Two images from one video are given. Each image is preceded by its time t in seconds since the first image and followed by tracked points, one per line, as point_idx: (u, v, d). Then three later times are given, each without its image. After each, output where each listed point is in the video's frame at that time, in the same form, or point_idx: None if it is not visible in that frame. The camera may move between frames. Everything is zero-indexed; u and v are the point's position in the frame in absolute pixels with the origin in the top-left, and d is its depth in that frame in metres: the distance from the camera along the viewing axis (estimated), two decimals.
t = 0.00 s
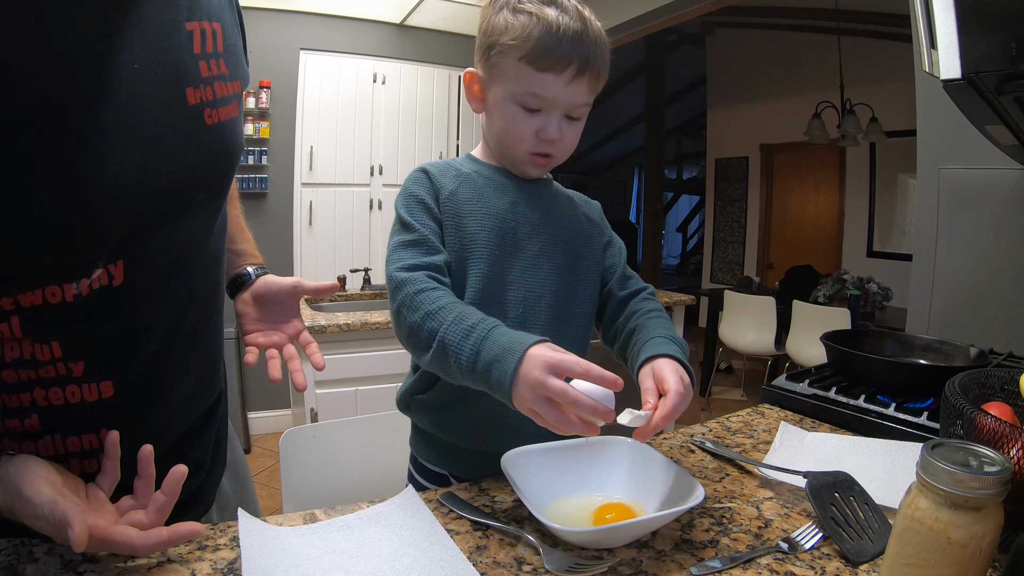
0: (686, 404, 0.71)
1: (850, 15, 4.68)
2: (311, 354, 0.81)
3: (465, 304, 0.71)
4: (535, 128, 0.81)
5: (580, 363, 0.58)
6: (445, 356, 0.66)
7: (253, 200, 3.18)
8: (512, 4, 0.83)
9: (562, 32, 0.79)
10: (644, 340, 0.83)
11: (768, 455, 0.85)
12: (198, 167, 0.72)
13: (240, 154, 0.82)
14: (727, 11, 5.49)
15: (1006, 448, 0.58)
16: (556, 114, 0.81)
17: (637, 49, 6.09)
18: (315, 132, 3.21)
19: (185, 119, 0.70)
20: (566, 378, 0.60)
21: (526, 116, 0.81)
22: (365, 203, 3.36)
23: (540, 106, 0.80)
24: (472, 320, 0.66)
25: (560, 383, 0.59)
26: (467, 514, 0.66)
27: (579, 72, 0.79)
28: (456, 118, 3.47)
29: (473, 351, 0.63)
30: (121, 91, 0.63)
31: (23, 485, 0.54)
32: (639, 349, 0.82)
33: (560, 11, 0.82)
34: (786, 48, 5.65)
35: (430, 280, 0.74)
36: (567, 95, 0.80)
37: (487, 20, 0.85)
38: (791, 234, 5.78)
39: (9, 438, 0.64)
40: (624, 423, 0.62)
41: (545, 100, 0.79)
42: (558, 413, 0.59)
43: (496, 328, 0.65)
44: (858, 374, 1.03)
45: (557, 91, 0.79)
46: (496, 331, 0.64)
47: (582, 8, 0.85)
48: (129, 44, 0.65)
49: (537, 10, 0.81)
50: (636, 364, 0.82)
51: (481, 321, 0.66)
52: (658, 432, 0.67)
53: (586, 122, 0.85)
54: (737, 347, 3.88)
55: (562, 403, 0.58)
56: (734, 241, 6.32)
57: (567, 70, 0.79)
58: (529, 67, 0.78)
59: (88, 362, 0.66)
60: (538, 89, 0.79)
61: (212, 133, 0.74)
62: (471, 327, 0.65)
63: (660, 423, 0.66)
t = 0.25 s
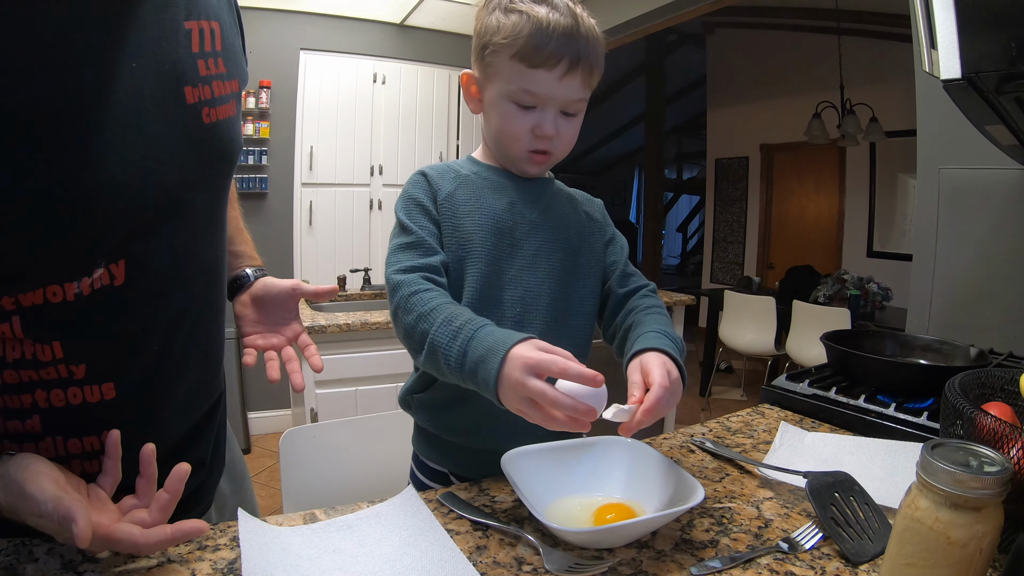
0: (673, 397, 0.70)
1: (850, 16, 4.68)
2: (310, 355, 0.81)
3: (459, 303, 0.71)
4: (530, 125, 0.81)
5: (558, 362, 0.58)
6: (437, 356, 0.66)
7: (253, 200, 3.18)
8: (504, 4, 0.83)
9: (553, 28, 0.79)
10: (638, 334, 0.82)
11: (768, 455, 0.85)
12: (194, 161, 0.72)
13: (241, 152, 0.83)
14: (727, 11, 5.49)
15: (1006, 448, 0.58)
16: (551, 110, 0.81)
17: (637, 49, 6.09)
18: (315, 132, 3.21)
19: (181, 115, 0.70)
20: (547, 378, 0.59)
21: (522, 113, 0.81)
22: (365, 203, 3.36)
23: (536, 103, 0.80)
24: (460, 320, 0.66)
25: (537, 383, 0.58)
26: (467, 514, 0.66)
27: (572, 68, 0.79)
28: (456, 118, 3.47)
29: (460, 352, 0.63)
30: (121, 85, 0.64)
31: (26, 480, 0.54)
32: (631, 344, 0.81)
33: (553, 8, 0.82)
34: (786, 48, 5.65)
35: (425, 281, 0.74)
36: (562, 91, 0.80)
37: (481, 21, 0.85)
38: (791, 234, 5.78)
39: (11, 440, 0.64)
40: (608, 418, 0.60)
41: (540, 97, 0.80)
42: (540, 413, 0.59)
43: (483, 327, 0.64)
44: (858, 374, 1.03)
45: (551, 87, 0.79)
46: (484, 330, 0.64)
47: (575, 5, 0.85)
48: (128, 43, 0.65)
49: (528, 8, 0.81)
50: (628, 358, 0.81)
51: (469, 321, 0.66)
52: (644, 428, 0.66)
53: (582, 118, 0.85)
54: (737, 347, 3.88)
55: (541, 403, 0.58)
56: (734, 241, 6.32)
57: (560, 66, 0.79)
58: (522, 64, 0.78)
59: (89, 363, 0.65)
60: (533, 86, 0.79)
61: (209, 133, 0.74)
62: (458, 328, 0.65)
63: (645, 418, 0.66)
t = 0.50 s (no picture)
0: (657, 388, 0.69)
1: (850, 15, 4.67)
2: (309, 356, 0.81)
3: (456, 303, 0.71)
4: (526, 122, 0.81)
5: (545, 364, 0.57)
6: (433, 358, 0.66)
7: (253, 200, 3.18)
8: (498, 4, 0.84)
9: (547, 25, 0.79)
10: (630, 327, 0.81)
11: (768, 455, 0.85)
12: (194, 156, 0.72)
13: (241, 153, 0.83)
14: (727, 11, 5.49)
15: (1006, 448, 0.58)
16: (547, 107, 0.81)
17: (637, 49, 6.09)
18: (315, 132, 3.21)
19: (182, 110, 0.71)
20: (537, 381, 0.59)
21: (518, 110, 0.81)
22: (365, 203, 3.36)
23: (532, 100, 0.80)
24: (454, 322, 0.66)
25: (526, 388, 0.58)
26: (467, 514, 0.66)
27: (567, 64, 0.79)
28: (456, 118, 3.47)
29: (455, 354, 0.63)
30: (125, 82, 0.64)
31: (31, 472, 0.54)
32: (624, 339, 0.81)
33: (547, 6, 0.83)
34: (786, 48, 5.65)
35: (422, 282, 0.74)
36: (557, 87, 0.80)
37: (476, 22, 0.86)
38: (791, 234, 5.78)
39: (15, 440, 0.63)
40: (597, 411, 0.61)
41: (535, 93, 0.80)
42: (533, 414, 0.59)
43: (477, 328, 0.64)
44: (858, 374, 1.03)
45: (546, 84, 0.79)
46: (478, 330, 0.64)
47: (569, 4, 0.85)
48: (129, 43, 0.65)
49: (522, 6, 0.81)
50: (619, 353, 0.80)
51: (462, 323, 0.65)
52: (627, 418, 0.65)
53: (578, 115, 0.85)
54: (737, 347, 3.88)
55: (532, 405, 0.58)
56: (734, 241, 6.32)
57: (555, 62, 0.79)
58: (517, 62, 0.78)
59: (94, 359, 0.65)
60: (529, 83, 0.79)
61: (212, 131, 0.75)
62: (452, 330, 0.65)
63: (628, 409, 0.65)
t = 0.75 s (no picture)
0: (656, 389, 0.69)
1: (850, 16, 4.67)
2: (310, 355, 0.81)
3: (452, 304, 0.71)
4: (521, 118, 0.81)
5: (533, 360, 0.57)
6: (430, 359, 0.66)
7: (252, 200, 3.18)
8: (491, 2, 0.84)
9: (541, 21, 0.79)
10: (627, 325, 0.81)
11: (768, 455, 0.85)
12: (200, 152, 0.72)
13: (246, 148, 0.83)
14: (727, 11, 5.48)
15: (1006, 448, 0.57)
16: (542, 102, 0.81)
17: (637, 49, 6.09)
18: (314, 132, 3.21)
19: (189, 105, 0.70)
20: (529, 377, 0.59)
21: (512, 107, 0.81)
22: (365, 203, 3.36)
23: (526, 95, 0.80)
24: (451, 321, 0.66)
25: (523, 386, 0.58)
26: (467, 514, 0.66)
27: (560, 60, 0.80)
28: (456, 118, 3.48)
29: (452, 353, 0.63)
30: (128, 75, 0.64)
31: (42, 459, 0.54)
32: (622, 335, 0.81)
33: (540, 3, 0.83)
34: (786, 48, 5.65)
35: (420, 284, 0.74)
36: (552, 82, 0.80)
37: (470, 21, 0.87)
38: (791, 234, 5.78)
39: (26, 431, 0.64)
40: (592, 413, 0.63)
41: (530, 89, 0.80)
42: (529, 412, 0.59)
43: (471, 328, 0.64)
44: (858, 374, 1.03)
45: (540, 79, 0.80)
46: (474, 329, 0.64)
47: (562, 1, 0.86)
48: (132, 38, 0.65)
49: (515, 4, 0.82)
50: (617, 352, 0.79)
51: (459, 323, 0.65)
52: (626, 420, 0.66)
53: (573, 111, 0.85)
54: (737, 347, 3.88)
55: (524, 401, 0.58)
56: (734, 241, 6.32)
57: (549, 57, 0.79)
58: (511, 57, 0.79)
59: (102, 351, 0.65)
60: (523, 78, 0.79)
61: (219, 125, 0.75)
62: (449, 330, 0.65)
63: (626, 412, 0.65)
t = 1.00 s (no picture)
0: (644, 393, 0.67)
1: (850, 15, 4.67)
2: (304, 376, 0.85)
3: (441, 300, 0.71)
4: (508, 108, 0.82)
5: (502, 362, 0.57)
6: (422, 358, 0.66)
7: (253, 199, 3.18)
8: None
9: (524, 11, 0.81)
10: (618, 321, 0.80)
11: (768, 455, 0.85)
12: (206, 138, 0.75)
13: (252, 140, 0.87)
14: (727, 11, 5.48)
15: (1006, 448, 0.57)
16: (528, 91, 0.82)
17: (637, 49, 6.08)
18: (314, 132, 3.21)
19: (199, 94, 0.74)
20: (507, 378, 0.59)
21: (499, 97, 0.82)
22: (365, 202, 3.36)
23: (512, 85, 0.81)
24: (441, 320, 0.66)
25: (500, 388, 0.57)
26: (467, 514, 0.66)
27: (545, 48, 0.81)
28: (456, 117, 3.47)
29: (442, 352, 0.63)
30: (136, 66, 0.66)
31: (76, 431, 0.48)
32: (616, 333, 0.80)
33: None
34: (786, 48, 5.65)
35: (412, 283, 0.74)
36: (536, 70, 0.81)
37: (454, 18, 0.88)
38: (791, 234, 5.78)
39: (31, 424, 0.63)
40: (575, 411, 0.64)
41: (515, 78, 0.81)
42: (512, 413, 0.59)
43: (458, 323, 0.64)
44: (858, 375, 1.03)
45: (525, 69, 0.81)
46: (463, 327, 0.64)
47: None
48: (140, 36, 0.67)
49: None
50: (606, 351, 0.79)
51: (450, 321, 0.65)
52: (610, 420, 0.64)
53: (561, 101, 0.86)
54: (737, 347, 3.88)
55: (501, 402, 0.58)
56: (734, 240, 6.32)
57: (532, 45, 0.80)
58: (495, 48, 0.80)
59: (107, 336, 0.66)
60: (508, 67, 0.80)
61: (225, 114, 0.78)
62: (440, 329, 0.65)
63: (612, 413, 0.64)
